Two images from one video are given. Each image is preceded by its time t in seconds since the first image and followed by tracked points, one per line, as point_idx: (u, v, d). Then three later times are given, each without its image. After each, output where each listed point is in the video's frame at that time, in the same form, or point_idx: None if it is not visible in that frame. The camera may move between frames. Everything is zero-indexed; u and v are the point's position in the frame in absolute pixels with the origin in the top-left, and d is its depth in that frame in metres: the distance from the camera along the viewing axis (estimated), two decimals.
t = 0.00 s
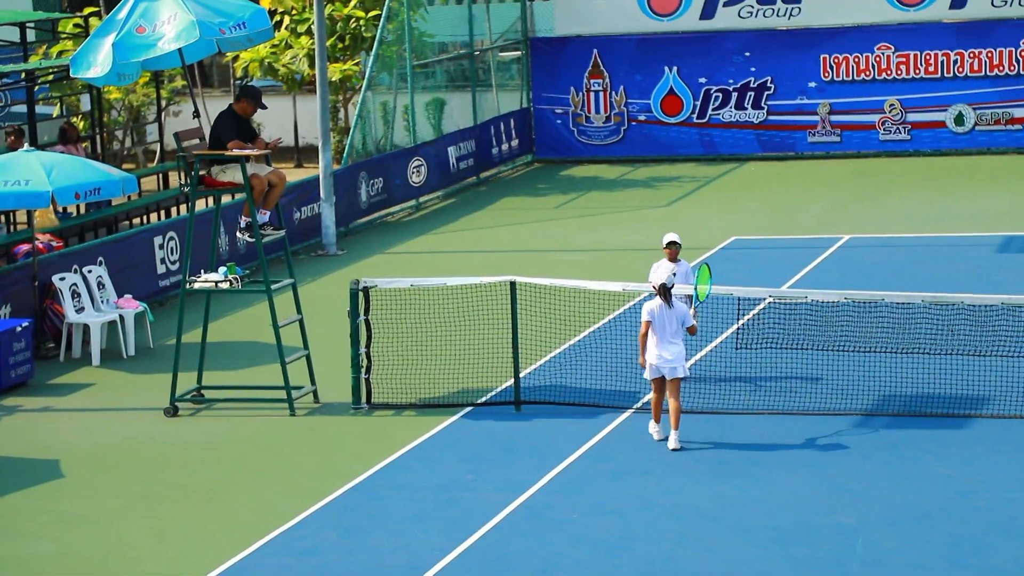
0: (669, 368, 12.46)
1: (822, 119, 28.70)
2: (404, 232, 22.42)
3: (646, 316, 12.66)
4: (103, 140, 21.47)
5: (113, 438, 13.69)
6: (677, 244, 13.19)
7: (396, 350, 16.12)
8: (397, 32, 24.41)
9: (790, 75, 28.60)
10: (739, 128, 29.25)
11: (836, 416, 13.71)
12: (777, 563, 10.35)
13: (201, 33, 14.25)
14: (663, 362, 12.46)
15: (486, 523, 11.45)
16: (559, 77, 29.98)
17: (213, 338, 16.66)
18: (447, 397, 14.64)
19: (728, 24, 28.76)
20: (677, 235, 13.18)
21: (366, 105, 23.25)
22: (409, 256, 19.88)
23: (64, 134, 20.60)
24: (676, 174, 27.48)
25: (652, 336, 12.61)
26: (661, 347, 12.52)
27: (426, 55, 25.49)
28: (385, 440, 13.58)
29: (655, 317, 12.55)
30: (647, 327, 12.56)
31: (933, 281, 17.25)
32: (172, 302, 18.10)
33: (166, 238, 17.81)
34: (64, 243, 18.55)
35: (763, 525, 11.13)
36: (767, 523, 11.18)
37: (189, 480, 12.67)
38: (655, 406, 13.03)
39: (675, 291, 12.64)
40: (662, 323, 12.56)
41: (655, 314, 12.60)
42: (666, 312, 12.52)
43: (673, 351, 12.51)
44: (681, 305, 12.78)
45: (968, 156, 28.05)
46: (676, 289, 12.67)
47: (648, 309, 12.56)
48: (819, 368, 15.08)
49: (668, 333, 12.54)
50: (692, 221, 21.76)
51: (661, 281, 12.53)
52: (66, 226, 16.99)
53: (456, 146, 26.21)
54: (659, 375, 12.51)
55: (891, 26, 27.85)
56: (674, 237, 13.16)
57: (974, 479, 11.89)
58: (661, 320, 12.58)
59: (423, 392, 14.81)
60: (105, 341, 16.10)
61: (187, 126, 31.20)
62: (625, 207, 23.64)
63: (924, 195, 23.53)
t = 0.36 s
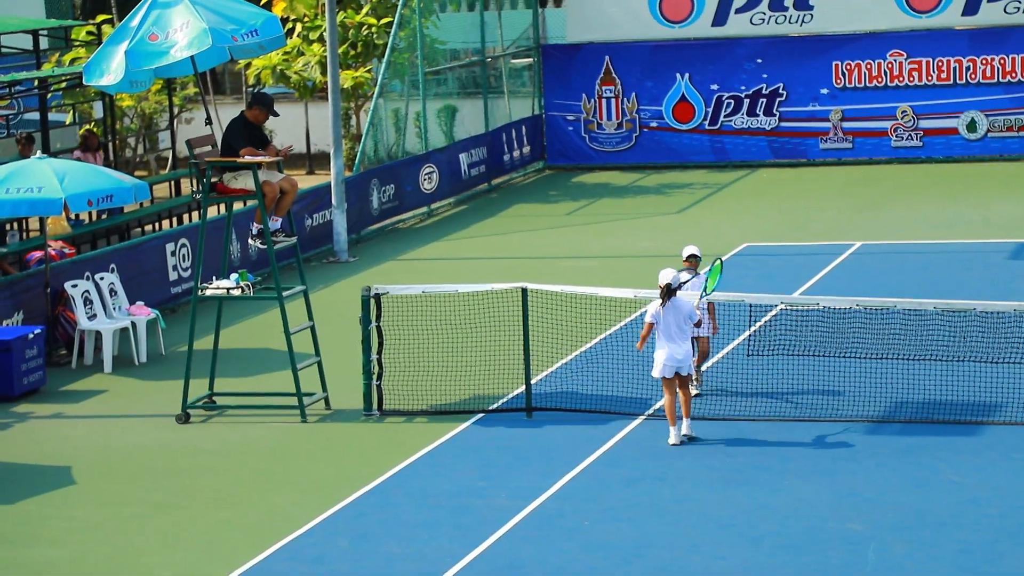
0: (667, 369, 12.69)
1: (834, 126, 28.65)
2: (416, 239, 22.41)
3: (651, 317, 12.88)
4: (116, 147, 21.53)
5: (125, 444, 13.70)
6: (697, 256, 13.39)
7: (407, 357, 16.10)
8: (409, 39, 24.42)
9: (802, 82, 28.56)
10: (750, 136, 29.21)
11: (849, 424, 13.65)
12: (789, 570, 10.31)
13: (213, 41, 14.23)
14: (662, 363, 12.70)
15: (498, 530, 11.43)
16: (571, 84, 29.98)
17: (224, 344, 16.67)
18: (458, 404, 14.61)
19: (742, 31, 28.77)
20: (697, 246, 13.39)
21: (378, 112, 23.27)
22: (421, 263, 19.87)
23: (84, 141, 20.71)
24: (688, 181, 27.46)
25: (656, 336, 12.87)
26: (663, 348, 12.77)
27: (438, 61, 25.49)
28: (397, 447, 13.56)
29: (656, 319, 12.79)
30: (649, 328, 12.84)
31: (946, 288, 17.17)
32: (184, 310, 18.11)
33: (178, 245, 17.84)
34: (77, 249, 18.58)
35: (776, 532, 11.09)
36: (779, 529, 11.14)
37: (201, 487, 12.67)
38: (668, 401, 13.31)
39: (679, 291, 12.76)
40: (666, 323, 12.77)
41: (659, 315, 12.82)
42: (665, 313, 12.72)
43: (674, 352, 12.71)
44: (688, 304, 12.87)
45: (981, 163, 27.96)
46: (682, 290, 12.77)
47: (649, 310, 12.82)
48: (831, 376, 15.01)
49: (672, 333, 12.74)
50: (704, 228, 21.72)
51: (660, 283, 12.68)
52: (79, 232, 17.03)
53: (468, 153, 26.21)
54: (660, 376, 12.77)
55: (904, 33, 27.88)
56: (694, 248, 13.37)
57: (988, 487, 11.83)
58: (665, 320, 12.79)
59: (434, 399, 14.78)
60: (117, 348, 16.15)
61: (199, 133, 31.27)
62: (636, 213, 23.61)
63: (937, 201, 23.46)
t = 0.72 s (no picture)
0: (661, 367, 12.86)
1: (822, 130, 28.72)
2: (405, 244, 22.41)
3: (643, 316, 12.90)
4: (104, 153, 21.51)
5: (113, 450, 13.67)
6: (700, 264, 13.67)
7: (396, 363, 16.09)
8: (398, 44, 24.43)
9: (790, 86, 28.61)
10: (739, 140, 29.27)
11: (837, 428, 13.67)
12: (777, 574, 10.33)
13: (202, 46, 14.20)
14: (656, 361, 12.85)
15: (487, 535, 11.43)
16: (560, 89, 30.00)
17: (213, 350, 16.65)
18: (447, 409, 14.60)
19: (731, 36, 28.86)
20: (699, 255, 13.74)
21: (367, 117, 23.27)
22: (410, 268, 19.86)
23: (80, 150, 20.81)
24: (678, 185, 27.50)
25: (646, 335, 12.96)
26: (655, 346, 12.90)
27: (427, 66, 25.48)
28: (386, 452, 13.56)
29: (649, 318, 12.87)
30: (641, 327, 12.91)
31: (935, 293, 17.19)
32: (172, 315, 18.09)
33: (167, 250, 17.82)
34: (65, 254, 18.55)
35: (765, 536, 11.10)
36: (767, 534, 11.16)
37: (189, 493, 12.65)
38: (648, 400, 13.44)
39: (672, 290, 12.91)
40: (659, 322, 12.88)
41: (652, 315, 12.89)
42: (661, 314, 12.84)
43: (667, 350, 12.91)
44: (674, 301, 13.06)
45: (969, 167, 28.05)
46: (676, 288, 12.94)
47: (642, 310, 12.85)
48: (820, 380, 15.04)
49: (664, 332, 12.89)
50: (693, 233, 21.74)
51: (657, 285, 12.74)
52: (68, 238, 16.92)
53: (457, 158, 26.23)
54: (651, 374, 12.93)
55: (893, 38, 27.87)
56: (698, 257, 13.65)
57: (975, 491, 11.86)
58: (658, 320, 12.89)
59: (423, 405, 14.77)
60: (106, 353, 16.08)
61: (188, 138, 31.25)
62: (626, 218, 23.62)
63: (926, 206, 23.51)
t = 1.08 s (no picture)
0: (645, 368, 12.89)
1: (818, 133, 28.73)
2: (402, 246, 22.41)
3: (626, 317, 12.92)
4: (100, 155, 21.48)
5: (110, 453, 13.66)
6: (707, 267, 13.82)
7: (392, 365, 16.08)
8: (394, 47, 24.44)
9: (787, 89, 28.63)
10: (735, 143, 29.30)
11: (834, 431, 13.68)
12: None
13: (197, 49, 14.13)
14: (640, 362, 12.87)
15: (484, 538, 11.43)
16: (556, 91, 30.00)
17: (210, 352, 16.64)
18: (444, 412, 14.60)
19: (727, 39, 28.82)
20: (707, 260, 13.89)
21: (363, 120, 23.26)
22: (407, 271, 19.85)
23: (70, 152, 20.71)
24: (674, 188, 27.50)
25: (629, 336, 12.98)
26: (638, 347, 12.92)
27: (423, 69, 25.48)
28: (383, 455, 13.55)
29: (633, 319, 12.89)
30: (625, 328, 12.92)
31: (932, 296, 17.20)
32: (168, 318, 18.07)
33: (163, 253, 17.80)
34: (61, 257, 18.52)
35: (762, 539, 11.10)
36: (764, 537, 11.16)
37: (186, 496, 12.64)
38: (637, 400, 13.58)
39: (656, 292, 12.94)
40: (642, 323, 12.91)
41: (636, 316, 12.92)
42: (646, 315, 12.86)
43: (650, 350, 12.94)
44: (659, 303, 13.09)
45: (965, 170, 28.09)
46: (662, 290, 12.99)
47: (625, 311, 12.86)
48: (816, 383, 15.06)
49: (648, 333, 12.92)
50: (689, 235, 21.75)
51: (643, 286, 12.76)
52: (64, 241, 16.90)
53: (454, 160, 26.25)
54: (634, 374, 12.94)
55: (889, 41, 27.91)
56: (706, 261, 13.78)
57: (972, 493, 11.86)
58: (642, 321, 12.92)
59: (420, 407, 14.76)
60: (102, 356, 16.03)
61: (184, 140, 31.24)
62: (622, 221, 23.63)
63: (922, 209, 23.54)
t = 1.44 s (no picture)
0: (639, 369, 12.89)
1: (820, 136, 28.74)
2: (403, 249, 22.41)
3: (622, 319, 12.83)
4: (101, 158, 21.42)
5: (111, 456, 13.66)
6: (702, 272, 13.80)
7: (393, 368, 16.08)
8: (396, 50, 24.44)
9: (788, 92, 28.64)
10: (737, 146, 29.30)
11: (835, 434, 13.68)
12: None
13: (199, 53, 14.03)
14: (635, 364, 12.87)
15: (485, 541, 11.43)
16: (558, 94, 30.01)
17: (211, 355, 16.64)
18: (446, 415, 14.59)
19: (729, 42, 28.86)
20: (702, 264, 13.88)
21: (365, 123, 23.26)
22: (408, 274, 19.85)
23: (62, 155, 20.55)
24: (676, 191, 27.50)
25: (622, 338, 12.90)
26: (631, 348, 12.91)
27: (424, 72, 25.48)
28: (384, 458, 13.55)
29: (629, 321, 12.85)
30: (621, 330, 12.82)
31: (934, 299, 17.20)
32: (169, 321, 18.07)
33: (164, 256, 17.80)
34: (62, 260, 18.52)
35: (763, 542, 11.09)
36: (765, 539, 11.15)
37: (186, 499, 12.64)
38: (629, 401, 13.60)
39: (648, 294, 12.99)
40: (636, 325, 12.89)
41: (631, 318, 12.88)
42: (642, 316, 12.88)
43: (642, 353, 12.97)
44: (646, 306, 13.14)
45: (966, 173, 28.08)
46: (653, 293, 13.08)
47: (624, 312, 12.79)
48: (818, 386, 15.05)
49: (641, 334, 12.94)
50: (690, 238, 21.76)
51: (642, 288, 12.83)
52: (65, 244, 16.89)
53: (455, 164, 26.25)
54: (626, 376, 12.92)
55: (890, 44, 27.97)
56: (699, 265, 13.75)
57: (973, 496, 11.86)
58: (636, 322, 12.90)
59: (421, 410, 14.75)
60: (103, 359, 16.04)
61: (186, 143, 31.24)
62: (623, 224, 23.63)
63: (924, 212, 23.51)
